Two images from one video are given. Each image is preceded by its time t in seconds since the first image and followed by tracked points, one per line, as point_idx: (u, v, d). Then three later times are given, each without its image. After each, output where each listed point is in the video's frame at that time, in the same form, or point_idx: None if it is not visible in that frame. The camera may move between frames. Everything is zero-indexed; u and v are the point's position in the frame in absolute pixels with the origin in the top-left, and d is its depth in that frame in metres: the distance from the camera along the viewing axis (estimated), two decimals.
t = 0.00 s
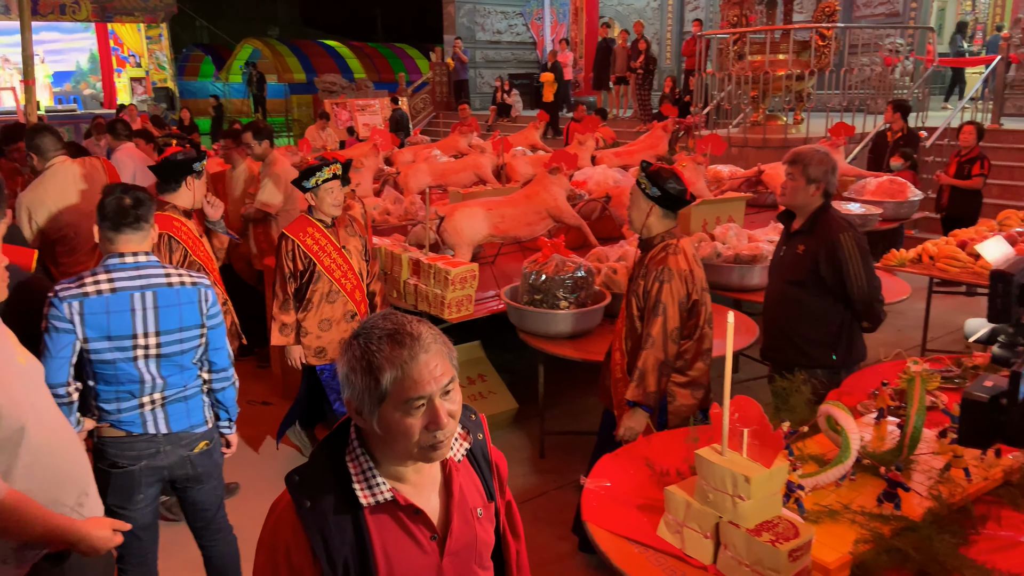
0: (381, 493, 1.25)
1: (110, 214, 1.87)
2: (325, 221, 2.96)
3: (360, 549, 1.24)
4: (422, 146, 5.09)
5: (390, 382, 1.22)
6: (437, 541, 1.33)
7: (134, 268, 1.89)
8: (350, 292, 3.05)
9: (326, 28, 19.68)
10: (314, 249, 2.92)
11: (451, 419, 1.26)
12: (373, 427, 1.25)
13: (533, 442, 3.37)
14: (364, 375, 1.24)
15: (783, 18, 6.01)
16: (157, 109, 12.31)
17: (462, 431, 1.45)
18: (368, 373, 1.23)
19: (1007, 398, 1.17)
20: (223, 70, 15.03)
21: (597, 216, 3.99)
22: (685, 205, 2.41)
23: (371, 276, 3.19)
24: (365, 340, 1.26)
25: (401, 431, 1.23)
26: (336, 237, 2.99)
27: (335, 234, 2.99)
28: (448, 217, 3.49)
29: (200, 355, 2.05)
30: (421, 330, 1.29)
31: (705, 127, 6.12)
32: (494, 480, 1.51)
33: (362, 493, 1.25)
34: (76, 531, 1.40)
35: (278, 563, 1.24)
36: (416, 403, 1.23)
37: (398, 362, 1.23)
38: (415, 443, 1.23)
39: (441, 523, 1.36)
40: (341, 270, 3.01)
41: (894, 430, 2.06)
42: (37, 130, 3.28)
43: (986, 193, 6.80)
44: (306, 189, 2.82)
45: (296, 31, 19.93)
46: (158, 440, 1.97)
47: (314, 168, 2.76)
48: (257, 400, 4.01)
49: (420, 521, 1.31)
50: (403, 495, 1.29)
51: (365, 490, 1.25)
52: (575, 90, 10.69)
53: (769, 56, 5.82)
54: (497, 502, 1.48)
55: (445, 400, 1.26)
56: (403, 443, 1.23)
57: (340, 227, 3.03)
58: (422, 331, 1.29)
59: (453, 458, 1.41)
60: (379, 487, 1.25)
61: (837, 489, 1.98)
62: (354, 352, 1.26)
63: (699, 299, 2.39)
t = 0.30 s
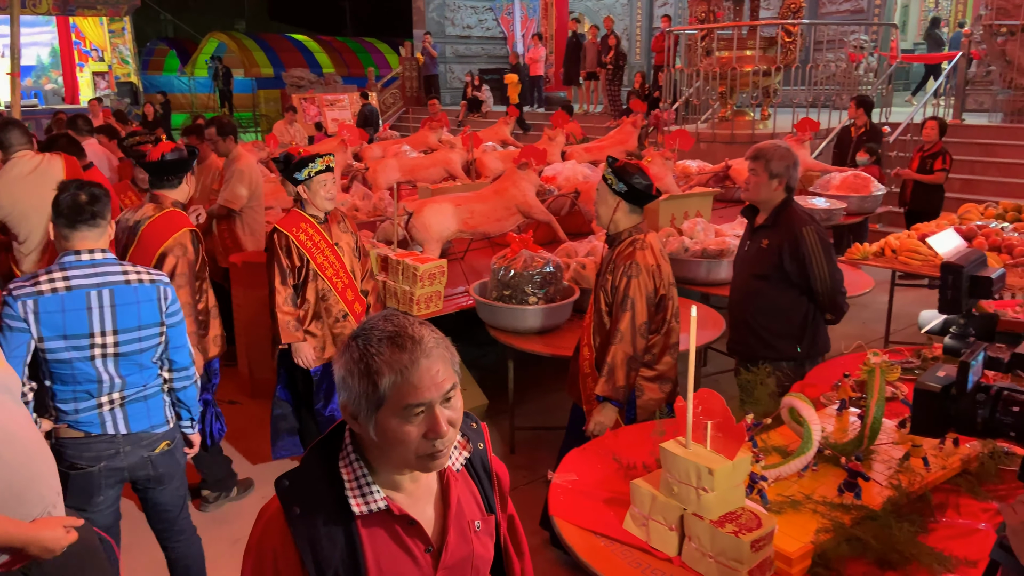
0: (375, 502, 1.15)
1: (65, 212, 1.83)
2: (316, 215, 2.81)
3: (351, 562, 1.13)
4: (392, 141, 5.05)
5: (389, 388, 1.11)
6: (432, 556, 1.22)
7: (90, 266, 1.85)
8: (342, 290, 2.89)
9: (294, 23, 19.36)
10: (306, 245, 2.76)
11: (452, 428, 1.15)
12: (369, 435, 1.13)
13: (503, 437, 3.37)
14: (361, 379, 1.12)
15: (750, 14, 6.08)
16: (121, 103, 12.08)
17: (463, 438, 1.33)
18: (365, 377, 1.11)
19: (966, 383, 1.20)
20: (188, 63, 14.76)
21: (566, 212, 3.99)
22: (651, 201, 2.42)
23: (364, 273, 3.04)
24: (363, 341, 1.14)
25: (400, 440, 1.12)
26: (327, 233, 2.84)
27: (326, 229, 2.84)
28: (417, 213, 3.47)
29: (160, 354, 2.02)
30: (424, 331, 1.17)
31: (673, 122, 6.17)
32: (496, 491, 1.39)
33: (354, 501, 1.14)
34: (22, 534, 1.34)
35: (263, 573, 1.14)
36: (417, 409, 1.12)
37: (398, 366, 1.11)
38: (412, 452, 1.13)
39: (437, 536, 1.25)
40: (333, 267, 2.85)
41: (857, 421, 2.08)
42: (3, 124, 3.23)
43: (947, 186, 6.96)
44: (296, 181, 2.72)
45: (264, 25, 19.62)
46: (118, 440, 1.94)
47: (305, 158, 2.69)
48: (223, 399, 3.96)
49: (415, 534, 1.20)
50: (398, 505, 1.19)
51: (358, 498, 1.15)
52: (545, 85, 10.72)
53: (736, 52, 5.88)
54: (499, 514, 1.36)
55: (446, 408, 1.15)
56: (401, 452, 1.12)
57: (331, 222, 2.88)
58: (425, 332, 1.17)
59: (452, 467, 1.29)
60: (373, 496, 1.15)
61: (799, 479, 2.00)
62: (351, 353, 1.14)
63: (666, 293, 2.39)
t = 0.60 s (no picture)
0: (342, 541, 1.06)
1: (29, 214, 1.79)
2: (321, 219, 2.74)
3: None
4: (367, 141, 5.02)
5: (353, 419, 1.01)
6: None
7: (55, 269, 1.81)
8: (336, 299, 2.79)
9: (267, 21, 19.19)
10: (302, 249, 2.70)
11: (422, 458, 1.06)
12: (332, 470, 1.03)
13: (479, 437, 3.37)
14: (322, 411, 1.01)
15: (722, 14, 6.15)
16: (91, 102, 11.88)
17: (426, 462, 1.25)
18: (327, 409, 1.01)
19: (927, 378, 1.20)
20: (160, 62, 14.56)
21: (541, 211, 3.99)
22: (622, 200, 2.42)
23: (371, 284, 2.91)
24: (323, 366, 1.03)
25: (366, 475, 1.02)
26: (329, 240, 2.76)
27: (328, 236, 2.76)
28: (391, 212, 3.44)
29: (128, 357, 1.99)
30: (390, 355, 1.07)
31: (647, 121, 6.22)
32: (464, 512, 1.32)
33: (319, 542, 1.05)
34: None
35: None
36: (384, 441, 1.02)
37: (363, 396, 1.01)
38: (379, 487, 1.03)
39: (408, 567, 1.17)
40: (329, 276, 2.77)
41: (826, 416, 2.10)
42: None
43: (916, 184, 7.08)
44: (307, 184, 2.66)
45: (236, 23, 19.40)
46: (85, 445, 1.91)
47: (317, 161, 2.61)
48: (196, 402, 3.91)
49: (388, 569, 1.10)
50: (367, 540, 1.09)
51: (324, 540, 1.05)
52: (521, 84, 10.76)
53: (709, 52, 5.93)
54: (469, 536, 1.29)
55: (415, 437, 1.06)
56: (367, 488, 1.03)
57: (337, 229, 2.79)
58: (391, 356, 1.07)
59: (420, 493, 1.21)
60: (339, 535, 1.06)
61: (770, 475, 2.01)
62: (310, 380, 1.03)
63: (640, 292, 2.40)
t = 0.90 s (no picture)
0: None
1: None
2: (336, 221, 2.72)
3: None
4: (343, 144, 5.00)
5: (299, 447, 1.01)
6: None
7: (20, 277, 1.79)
8: (344, 302, 2.77)
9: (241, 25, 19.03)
10: (312, 250, 2.68)
11: (375, 487, 1.06)
12: (279, 500, 1.03)
13: (456, 441, 3.37)
14: (266, 439, 1.01)
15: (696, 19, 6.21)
16: (61, 106, 11.67)
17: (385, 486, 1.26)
18: (271, 436, 1.01)
19: (891, 379, 1.22)
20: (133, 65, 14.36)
21: (518, 214, 3.99)
22: (594, 205, 2.43)
23: (384, 290, 2.90)
24: (270, 392, 1.04)
25: (313, 507, 1.02)
26: (341, 242, 2.74)
27: (340, 239, 2.74)
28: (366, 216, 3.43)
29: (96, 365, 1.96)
30: (341, 380, 1.07)
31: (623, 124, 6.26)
32: (423, 534, 1.33)
33: None
34: None
35: None
36: (332, 472, 1.02)
37: (312, 423, 1.01)
38: (330, 519, 1.03)
39: None
40: (338, 278, 2.74)
41: (799, 418, 2.13)
42: None
43: (886, 186, 7.19)
44: (324, 186, 2.64)
45: (210, 26, 19.23)
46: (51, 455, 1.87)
47: (335, 163, 2.60)
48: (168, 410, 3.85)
49: None
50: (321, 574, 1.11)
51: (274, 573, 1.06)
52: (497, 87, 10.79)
53: (683, 56, 5.98)
54: (430, 559, 1.31)
55: (368, 466, 1.06)
56: (316, 522, 1.03)
57: (350, 232, 2.77)
58: (343, 380, 1.07)
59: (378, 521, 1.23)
60: (293, 568, 1.06)
61: (744, 476, 2.03)
62: (256, 406, 1.03)
63: (612, 295, 2.41)
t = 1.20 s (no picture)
0: None
1: None
2: (315, 228, 2.71)
3: None
4: (316, 149, 4.96)
5: (255, 460, 1.02)
6: None
7: None
8: (321, 309, 2.74)
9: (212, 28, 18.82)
10: (290, 256, 2.66)
11: (335, 503, 1.07)
12: (237, 515, 1.04)
13: (430, 447, 3.37)
14: (224, 451, 1.03)
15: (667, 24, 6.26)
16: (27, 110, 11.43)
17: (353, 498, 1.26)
18: (228, 448, 1.02)
19: (851, 382, 1.24)
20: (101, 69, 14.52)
21: (492, 219, 3.98)
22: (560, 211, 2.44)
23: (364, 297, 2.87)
24: (229, 403, 1.05)
25: (270, 522, 1.03)
26: (320, 249, 2.72)
27: (318, 245, 2.71)
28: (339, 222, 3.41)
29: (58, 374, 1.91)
30: (304, 393, 1.08)
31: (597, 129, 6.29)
32: (393, 545, 1.33)
33: None
34: None
35: None
36: (289, 487, 1.03)
37: (268, 436, 1.02)
38: (287, 535, 1.03)
39: None
40: (315, 284, 2.72)
41: (768, 420, 2.15)
42: None
43: (855, 190, 7.31)
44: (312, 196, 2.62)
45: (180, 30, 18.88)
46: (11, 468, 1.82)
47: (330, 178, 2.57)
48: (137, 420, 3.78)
49: None
50: None
51: None
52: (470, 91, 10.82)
53: (655, 61, 6.02)
54: (399, 569, 1.31)
55: (328, 481, 1.06)
56: (272, 538, 1.03)
57: (328, 239, 2.75)
58: (306, 394, 1.08)
59: (345, 532, 1.23)
60: None
61: (713, 478, 2.05)
62: (215, 418, 1.05)
63: (581, 301, 2.42)
